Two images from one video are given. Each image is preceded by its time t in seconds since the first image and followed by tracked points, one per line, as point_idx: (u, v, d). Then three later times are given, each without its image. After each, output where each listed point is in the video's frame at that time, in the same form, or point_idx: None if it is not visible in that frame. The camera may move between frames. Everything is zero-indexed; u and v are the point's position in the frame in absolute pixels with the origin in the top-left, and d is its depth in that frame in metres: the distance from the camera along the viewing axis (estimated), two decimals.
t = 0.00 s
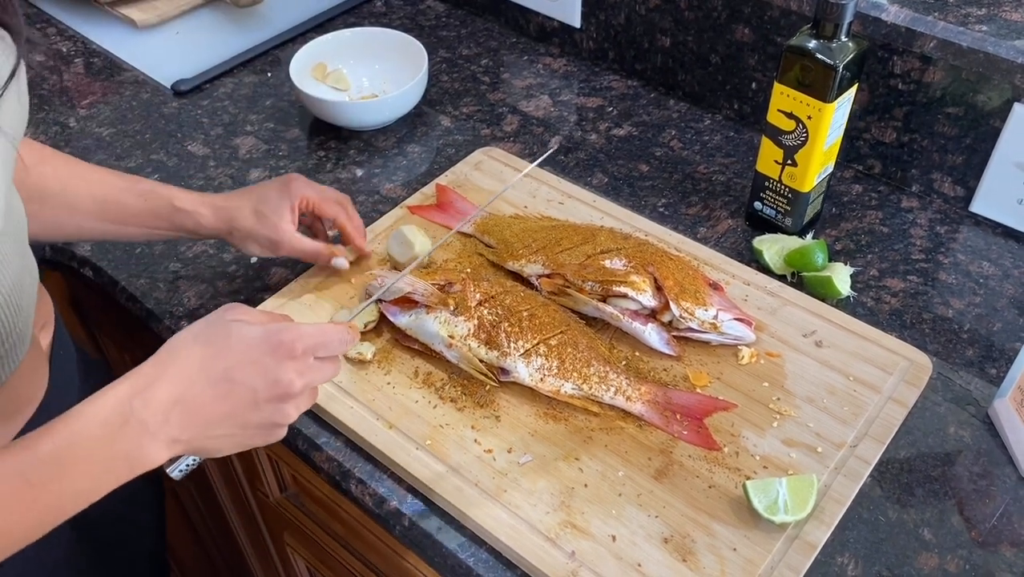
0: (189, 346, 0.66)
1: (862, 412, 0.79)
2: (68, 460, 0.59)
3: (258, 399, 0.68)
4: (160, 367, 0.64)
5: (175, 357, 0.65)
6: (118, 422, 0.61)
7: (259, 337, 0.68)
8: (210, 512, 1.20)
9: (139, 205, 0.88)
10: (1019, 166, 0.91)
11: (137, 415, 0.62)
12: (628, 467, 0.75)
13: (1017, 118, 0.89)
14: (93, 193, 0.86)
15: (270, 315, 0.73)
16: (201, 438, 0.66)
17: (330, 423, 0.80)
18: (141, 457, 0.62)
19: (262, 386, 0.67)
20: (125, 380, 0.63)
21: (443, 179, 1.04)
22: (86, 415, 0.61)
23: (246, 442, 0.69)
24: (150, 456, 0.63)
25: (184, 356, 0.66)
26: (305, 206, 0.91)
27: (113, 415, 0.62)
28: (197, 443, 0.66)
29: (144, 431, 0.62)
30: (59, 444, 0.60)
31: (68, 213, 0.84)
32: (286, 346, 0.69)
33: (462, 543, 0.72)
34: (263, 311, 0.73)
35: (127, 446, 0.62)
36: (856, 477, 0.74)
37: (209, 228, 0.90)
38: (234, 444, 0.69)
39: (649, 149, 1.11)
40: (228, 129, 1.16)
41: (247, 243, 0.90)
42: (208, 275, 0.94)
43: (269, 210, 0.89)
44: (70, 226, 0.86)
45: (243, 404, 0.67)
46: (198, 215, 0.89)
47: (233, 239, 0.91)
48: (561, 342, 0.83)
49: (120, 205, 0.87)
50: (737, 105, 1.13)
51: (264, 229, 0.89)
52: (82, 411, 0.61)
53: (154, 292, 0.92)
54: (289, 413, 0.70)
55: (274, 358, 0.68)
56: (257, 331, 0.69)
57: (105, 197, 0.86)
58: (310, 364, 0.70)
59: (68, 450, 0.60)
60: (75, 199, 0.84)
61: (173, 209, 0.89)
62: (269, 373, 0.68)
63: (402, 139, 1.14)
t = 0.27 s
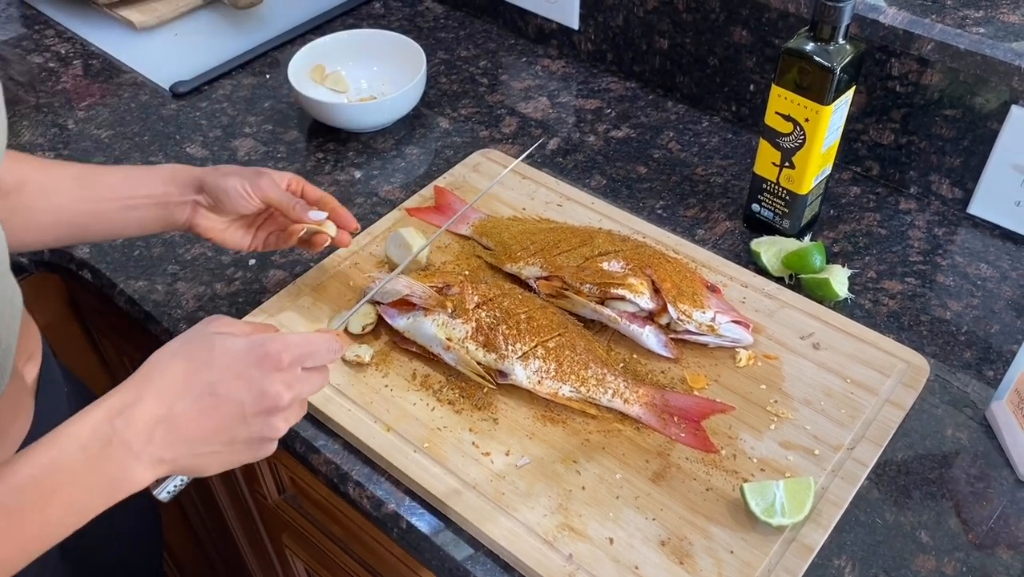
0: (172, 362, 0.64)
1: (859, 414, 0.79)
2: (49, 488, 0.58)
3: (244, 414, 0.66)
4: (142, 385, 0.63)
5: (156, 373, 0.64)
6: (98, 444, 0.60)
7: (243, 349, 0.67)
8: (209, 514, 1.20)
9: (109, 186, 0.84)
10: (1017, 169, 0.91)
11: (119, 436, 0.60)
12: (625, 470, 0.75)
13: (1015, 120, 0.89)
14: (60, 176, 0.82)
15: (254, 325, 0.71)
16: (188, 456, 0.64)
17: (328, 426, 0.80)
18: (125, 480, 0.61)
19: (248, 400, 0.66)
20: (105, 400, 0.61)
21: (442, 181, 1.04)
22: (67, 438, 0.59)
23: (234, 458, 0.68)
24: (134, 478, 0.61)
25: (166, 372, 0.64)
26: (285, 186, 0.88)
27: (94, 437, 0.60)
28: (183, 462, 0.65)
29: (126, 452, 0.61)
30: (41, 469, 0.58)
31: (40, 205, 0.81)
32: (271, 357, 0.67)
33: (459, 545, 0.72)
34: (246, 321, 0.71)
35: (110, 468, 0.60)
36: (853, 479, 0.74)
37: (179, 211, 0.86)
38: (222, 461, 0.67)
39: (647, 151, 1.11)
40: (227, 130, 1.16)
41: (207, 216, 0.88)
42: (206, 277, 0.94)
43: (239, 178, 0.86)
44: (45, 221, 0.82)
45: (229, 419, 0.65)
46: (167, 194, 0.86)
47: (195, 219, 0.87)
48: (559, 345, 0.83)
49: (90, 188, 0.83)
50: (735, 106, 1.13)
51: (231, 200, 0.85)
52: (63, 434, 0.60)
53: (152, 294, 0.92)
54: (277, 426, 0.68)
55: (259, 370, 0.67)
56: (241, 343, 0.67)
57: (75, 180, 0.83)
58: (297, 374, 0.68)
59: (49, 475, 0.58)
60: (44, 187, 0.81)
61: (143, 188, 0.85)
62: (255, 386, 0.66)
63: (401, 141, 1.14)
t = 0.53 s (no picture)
0: (141, 392, 0.65)
1: (860, 415, 0.79)
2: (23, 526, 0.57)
3: (217, 441, 0.67)
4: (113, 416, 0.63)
5: (126, 403, 0.64)
6: (71, 478, 0.60)
7: (215, 375, 0.67)
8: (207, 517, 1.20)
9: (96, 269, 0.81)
10: (1018, 168, 0.91)
11: (93, 468, 0.60)
12: (624, 471, 0.75)
13: (1015, 120, 0.88)
14: (45, 257, 0.78)
15: (220, 350, 0.72)
16: (160, 487, 0.65)
17: (327, 427, 0.80)
18: (99, 513, 0.61)
19: (221, 427, 0.67)
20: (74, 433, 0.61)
21: (441, 181, 1.04)
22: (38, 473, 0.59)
23: (204, 488, 0.69)
24: (107, 511, 0.61)
25: (136, 402, 0.64)
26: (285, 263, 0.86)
27: (66, 470, 0.60)
28: (154, 493, 0.65)
29: (100, 485, 0.61)
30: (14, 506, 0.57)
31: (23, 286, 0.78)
32: (243, 382, 0.68)
33: (458, 547, 0.72)
34: (209, 346, 0.72)
35: (83, 503, 0.60)
36: (853, 480, 0.74)
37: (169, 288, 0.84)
38: (193, 491, 0.68)
39: (647, 150, 1.11)
40: (225, 130, 1.16)
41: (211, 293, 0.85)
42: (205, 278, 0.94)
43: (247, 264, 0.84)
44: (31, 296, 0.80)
45: (201, 447, 0.66)
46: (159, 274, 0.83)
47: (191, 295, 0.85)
48: (558, 345, 0.83)
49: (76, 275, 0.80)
50: (735, 106, 1.13)
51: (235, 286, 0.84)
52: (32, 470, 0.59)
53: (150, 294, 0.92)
54: (248, 453, 0.70)
55: (231, 396, 0.68)
56: (212, 369, 0.68)
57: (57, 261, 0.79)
58: (267, 399, 0.70)
59: (21, 515, 0.57)
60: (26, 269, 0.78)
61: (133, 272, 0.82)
62: (227, 413, 0.67)
63: (400, 141, 1.14)
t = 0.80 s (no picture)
0: (128, 448, 0.67)
1: (862, 414, 0.79)
2: None
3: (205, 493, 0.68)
4: (99, 475, 0.66)
5: (112, 461, 0.66)
6: (59, 537, 0.63)
7: (201, 428, 0.69)
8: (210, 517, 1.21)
9: (108, 313, 0.82)
10: (1020, 167, 0.91)
11: (79, 526, 0.63)
12: (627, 470, 0.75)
13: (1017, 119, 0.88)
14: (60, 296, 0.81)
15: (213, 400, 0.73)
16: (148, 543, 0.67)
17: (329, 426, 0.80)
18: (84, 572, 0.63)
19: (208, 480, 0.68)
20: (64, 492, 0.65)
21: (443, 180, 1.04)
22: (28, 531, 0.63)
23: (198, 540, 0.70)
24: (94, 570, 0.64)
25: (123, 459, 0.67)
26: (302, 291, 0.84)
27: (53, 529, 0.63)
28: (144, 550, 0.67)
29: (87, 542, 0.64)
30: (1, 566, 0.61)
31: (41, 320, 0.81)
32: (232, 433, 0.69)
33: (461, 545, 0.72)
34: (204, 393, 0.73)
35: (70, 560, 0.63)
36: (856, 479, 0.74)
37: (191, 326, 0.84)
38: (186, 544, 0.69)
39: (648, 149, 1.11)
40: (227, 129, 1.16)
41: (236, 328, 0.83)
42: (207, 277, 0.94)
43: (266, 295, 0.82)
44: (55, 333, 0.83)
45: (189, 502, 0.68)
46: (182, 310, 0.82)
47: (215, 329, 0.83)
48: (561, 344, 0.83)
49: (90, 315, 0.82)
50: (737, 105, 1.13)
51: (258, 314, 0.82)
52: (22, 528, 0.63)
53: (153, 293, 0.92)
54: (240, 504, 0.70)
55: (219, 447, 0.69)
56: (200, 421, 0.69)
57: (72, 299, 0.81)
58: (258, 449, 0.70)
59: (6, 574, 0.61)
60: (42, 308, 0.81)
61: (151, 315, 0.83)
62: (215, 466, 0.69)
63: (401, 140, 1.14)
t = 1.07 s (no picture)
0: (135, 493, 0.64)
1: (862, 411, 0.79)
2: None
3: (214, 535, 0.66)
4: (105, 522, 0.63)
5: (120, 506, 0.64)
6: None
7: (211, 470, 0.65)
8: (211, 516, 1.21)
9: (107, 304, 0.82)
10: (1020, 164, 0.91)
11: None
12: (627, 468, 0.75)
13: (1017, 116, 0.88)
14: (59, 290, 0.79)
15: (223, 433, 0.70)
16: None
17: (329, 423, 0.80)
18: None
19: (217, 523, 0.65)
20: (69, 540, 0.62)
21: (442, 178, 1.04)
22: None
23: None
24: None
25: (132, 502, 0.64)
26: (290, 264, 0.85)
27: None
28: None
29: None
30: None
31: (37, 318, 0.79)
32: (242, 476, 0.66)
33: (461, 543, 0.72)
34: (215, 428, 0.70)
35: None
36: (855, 476, 0.74)
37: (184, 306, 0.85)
38: None
39: (648, 147, 1.11)
40: (227, 128, 1.16)
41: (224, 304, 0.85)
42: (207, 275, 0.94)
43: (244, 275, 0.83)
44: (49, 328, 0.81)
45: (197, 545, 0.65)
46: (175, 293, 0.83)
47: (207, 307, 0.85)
48: (561, 342, 0.83)
49: (90, 309, 0.81)
50: (736, 103, 1.13)
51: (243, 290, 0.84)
52: None
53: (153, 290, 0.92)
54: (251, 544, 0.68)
55: (230, 490, 0.65)
56: (210, 461, 0.66)
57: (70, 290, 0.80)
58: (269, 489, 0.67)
59: None
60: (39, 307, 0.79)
61: (146, 297, 0.83)
62: (227, 508, 0.65)
63: (401, 139, 1.14)
